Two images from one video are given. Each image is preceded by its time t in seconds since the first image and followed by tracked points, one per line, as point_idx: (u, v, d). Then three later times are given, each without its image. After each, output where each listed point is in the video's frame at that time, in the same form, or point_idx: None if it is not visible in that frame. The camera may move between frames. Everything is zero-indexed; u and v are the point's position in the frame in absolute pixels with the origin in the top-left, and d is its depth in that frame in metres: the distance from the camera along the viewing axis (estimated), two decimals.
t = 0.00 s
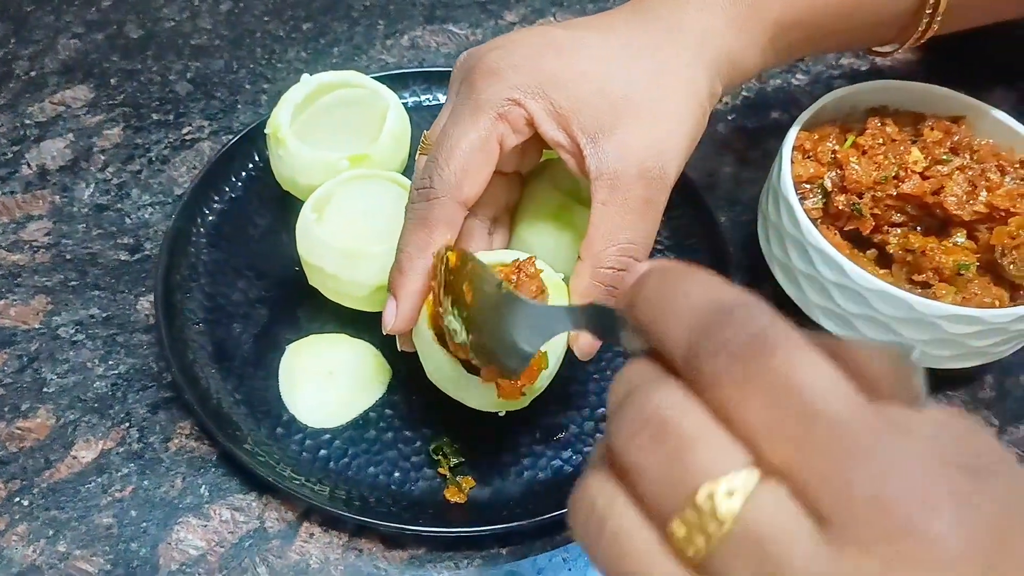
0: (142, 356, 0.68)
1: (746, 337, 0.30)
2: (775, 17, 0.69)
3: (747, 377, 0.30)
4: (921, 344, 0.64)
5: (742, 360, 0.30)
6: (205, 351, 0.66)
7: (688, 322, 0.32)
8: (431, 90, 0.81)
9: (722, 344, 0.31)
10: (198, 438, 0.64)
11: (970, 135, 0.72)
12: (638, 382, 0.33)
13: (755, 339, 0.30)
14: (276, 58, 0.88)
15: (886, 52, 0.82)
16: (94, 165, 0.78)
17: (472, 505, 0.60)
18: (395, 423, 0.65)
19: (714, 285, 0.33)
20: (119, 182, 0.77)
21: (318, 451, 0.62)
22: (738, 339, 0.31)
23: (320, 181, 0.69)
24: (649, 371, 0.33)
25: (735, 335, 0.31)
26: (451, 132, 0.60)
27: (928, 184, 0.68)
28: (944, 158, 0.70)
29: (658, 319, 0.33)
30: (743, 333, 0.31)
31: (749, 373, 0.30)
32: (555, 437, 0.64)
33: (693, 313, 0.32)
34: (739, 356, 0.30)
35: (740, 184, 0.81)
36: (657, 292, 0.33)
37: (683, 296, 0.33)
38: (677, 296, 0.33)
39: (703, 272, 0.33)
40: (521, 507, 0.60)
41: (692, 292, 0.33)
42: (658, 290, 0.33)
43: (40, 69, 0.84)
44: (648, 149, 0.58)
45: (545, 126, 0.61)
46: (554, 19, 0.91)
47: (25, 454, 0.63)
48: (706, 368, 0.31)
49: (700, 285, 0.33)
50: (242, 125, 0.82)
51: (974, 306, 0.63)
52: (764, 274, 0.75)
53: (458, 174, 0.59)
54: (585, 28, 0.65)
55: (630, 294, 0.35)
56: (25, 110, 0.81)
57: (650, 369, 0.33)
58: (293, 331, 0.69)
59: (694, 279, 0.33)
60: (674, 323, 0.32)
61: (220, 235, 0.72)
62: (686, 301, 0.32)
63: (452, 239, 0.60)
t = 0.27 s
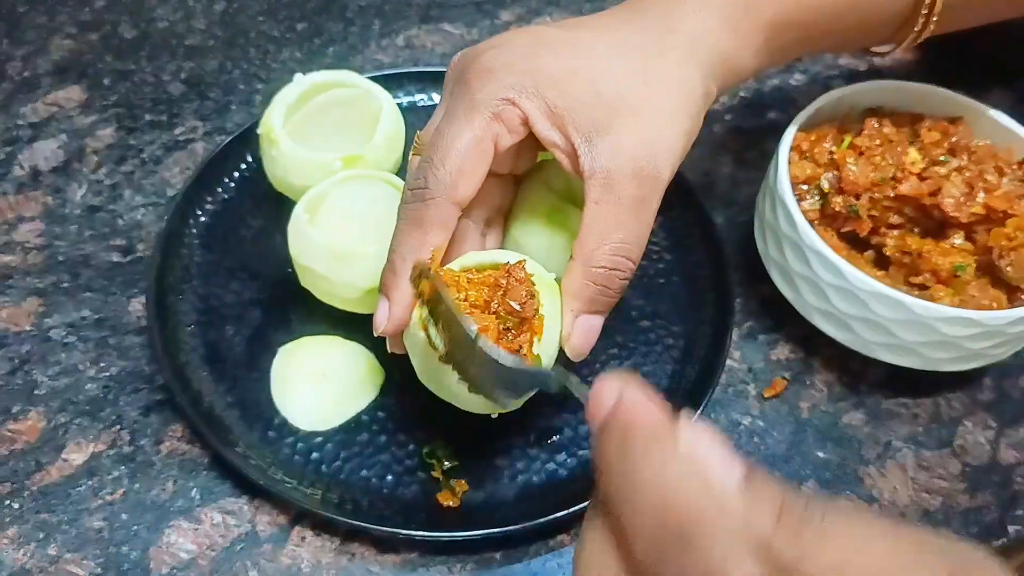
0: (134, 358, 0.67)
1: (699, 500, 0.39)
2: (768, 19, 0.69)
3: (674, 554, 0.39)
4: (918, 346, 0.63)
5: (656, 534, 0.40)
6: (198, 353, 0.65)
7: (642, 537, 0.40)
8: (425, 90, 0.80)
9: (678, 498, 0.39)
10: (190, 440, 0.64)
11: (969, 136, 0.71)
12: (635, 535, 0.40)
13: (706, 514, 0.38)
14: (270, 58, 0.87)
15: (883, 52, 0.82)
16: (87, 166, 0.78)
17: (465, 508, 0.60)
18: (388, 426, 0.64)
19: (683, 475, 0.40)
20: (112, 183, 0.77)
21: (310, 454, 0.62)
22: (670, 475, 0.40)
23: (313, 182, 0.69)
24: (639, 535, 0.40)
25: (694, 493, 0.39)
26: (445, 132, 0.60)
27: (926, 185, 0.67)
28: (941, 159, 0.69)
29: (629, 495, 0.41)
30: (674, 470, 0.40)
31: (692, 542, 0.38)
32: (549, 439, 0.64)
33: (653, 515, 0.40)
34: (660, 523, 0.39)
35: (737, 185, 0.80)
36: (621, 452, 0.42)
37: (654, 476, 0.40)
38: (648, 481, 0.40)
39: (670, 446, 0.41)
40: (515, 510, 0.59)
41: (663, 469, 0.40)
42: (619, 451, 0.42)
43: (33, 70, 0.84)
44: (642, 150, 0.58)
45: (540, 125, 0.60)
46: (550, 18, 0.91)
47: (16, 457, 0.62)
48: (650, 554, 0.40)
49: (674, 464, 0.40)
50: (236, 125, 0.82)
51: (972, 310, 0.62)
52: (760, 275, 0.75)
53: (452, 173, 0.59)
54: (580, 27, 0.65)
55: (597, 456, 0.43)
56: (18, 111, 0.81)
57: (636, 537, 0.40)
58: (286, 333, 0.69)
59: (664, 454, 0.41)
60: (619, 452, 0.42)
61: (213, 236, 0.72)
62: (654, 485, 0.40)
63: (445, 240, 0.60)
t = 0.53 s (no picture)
0: (125, 359, 0.67)
1: None
2: (763, 20, 0.69)
3: None
4: (912, 347, 0.63)
5: None
6: (189, 354, 0.65)
7: None
8: (420, 89, 0.80)
9: None
10: (181, 442, 0.63)
11: (965, 135, 0.71)
12: None
13: None
14: (264, 58, 0.87)
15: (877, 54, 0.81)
16: (79, 166, 0.77)
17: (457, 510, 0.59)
18: (380, 427, 0.64)
19: None
20: (104, 182, 0.76)
21: (302, 456, 0.62)
22: None
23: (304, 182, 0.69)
24: None
25: None
26: (434, 129, 0.60)
27: (922, 185, 0.67)
28: (937, 159, 0.69)
29: None
30: None
31: None
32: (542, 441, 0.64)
33: None
34: None
35: (732, 184, 0.80)
36: None
37: None
38: None
39: None
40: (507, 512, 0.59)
41: None
42: None
43: (25, 69, 0.83)
44: (632, 147, 0.57)
45: (529, 123, 0.60)
46: (545, 18, 0.90)
47: (5, 459, 0.62)
48: None
49: None
50: (229, 125, 0.81)
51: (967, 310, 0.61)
52: (756, 276, 0.74)
53: (441, 170, 0.58)
54: (572, 26, 0.65)
55: None
56: (10, 110, 0.80)
57: None
58: (277, 333, 0.68)
59: None
60: None
61: (205, 236, 0.72)
62: None
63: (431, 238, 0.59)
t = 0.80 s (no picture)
0: (114, 359, 0.66)
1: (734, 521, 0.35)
2: (758, 21, 0.68)
3: None
4: (909, 348, 0.63)
5: None
6: (179, 355, 0.64)
7: None
8: (413, 88, 0.80)
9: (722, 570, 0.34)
10: (170, 443, 0.63)
11: (961, 135, 0.70)
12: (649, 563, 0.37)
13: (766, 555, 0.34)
14: (257, 57, 0.86)
15: (873, 53, 0.81)
16: (70, 165, 0.77)
17: (448, 512, 0.59)
18: (371, 429, 0.63)
19: (698, 531, 0.35)
20: (95, 182, 0.76)
21: (292, 458, 0.61)
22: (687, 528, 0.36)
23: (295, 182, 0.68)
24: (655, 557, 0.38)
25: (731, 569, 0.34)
26: (427, 128, 0.59)
27: (917, 185, 0.66)
28: (934, 159, 0.68)
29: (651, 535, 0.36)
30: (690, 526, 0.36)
31: None
32: (535, 442, 0.63)
33: None
34: None
35: (728, 184, 0.80)
36: (649, 514, 0.37)
37: (683, 514, 0.36)
38: (667, 526, 0.36)
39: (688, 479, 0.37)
40: (499, 515, 0.58)
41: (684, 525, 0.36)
42: (646, 522, 0.37)
43: (17, 68, 0.83)
44: (626, 148, 0.57)
45: (522, 123, 0.59)
46: (540, 17, 0.90)
47: None
48: None
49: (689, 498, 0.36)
50: (222, 124, 0.81)
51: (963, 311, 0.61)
52: (751, 276, 0.74)
53: (434, 171, 0.58)
54: (567, 26, 0.64)
55: (614, 520, 0.39)
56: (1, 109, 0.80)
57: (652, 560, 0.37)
58: (268, 334, 0.68)
59: (670, 526, 0.36)
60: (633, 530, 0.37)
61: (196, 237, 0.71)
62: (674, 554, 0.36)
63: (423, 240, 0.59)
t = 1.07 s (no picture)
0: (102, 359, 0.66)
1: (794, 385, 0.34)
2: (750, 18, 0.68)
3: (815, 467, 0.32)
4: (903, 348, 0.62)
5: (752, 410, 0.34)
6: (167, 355, 0.64)
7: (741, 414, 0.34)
8: (405, 86, 0.79)
9: (776, 432, 0.33)
10: (159, 444, 0.62)
11: (956, 133, 0.70)
12: (697, 464, 0.36)
13: (825, 426, 0.32)
14: (248, 55, 0.86)
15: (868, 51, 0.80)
16: (59, 164, 0.76)
17: (438, 514, 0.58)
18: (360, 429, 0.63)
19: (750, 358, 0.35)
20: (85, 180, 0.75)
21: (281, 459, 0.61)
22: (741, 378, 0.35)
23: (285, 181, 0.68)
24: (703, 449, 0.36)
25: (792, 421, 0.33)
26: (417, 128, 0.58)
27: (911, 184, 0.66)
28: (928, 157, 0.68)
29: (705, 396, 0.35)
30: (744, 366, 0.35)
31: (817, 459, 0.32)
32: (526, 443, 0.63)
33: (743, 400, 0.34)
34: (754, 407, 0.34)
35: (721, 183, 0.79)
36: (702, 382, 0.36)
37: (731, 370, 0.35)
38: (714, 373, 0.36)
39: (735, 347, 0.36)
40: (489, 515, 0.58)
41: (739, 372, 0.35)
42: (692, 362, 0.36)
43: (6, 66, 0.82)
44: (617, 148, 0.57)
45: (513, 123, 0.59)
46: (533, 14, 0.89)
47: None
48: (771, 465, 0.33)
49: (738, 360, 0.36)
50: (212, 123, 0.80)
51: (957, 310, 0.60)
52: (744, 276, 0.73)
53: (424, 171, 0.57)
54: (558, 24, 0.64)
55: (666, 373, 0.37)
56: None
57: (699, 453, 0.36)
58: (258, 334, 0.67)
59: (729, 351, 0.36)
60: (693, 359, 0.36)
61: (186, 236, 0.71)
62: (729, 381, 0.35)
63: (414, 240, 0.58)
